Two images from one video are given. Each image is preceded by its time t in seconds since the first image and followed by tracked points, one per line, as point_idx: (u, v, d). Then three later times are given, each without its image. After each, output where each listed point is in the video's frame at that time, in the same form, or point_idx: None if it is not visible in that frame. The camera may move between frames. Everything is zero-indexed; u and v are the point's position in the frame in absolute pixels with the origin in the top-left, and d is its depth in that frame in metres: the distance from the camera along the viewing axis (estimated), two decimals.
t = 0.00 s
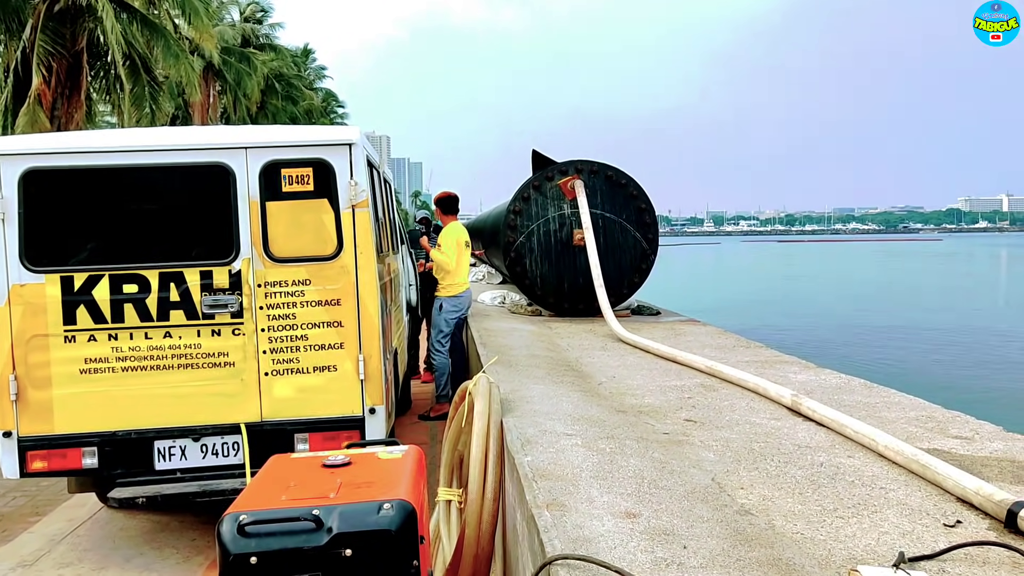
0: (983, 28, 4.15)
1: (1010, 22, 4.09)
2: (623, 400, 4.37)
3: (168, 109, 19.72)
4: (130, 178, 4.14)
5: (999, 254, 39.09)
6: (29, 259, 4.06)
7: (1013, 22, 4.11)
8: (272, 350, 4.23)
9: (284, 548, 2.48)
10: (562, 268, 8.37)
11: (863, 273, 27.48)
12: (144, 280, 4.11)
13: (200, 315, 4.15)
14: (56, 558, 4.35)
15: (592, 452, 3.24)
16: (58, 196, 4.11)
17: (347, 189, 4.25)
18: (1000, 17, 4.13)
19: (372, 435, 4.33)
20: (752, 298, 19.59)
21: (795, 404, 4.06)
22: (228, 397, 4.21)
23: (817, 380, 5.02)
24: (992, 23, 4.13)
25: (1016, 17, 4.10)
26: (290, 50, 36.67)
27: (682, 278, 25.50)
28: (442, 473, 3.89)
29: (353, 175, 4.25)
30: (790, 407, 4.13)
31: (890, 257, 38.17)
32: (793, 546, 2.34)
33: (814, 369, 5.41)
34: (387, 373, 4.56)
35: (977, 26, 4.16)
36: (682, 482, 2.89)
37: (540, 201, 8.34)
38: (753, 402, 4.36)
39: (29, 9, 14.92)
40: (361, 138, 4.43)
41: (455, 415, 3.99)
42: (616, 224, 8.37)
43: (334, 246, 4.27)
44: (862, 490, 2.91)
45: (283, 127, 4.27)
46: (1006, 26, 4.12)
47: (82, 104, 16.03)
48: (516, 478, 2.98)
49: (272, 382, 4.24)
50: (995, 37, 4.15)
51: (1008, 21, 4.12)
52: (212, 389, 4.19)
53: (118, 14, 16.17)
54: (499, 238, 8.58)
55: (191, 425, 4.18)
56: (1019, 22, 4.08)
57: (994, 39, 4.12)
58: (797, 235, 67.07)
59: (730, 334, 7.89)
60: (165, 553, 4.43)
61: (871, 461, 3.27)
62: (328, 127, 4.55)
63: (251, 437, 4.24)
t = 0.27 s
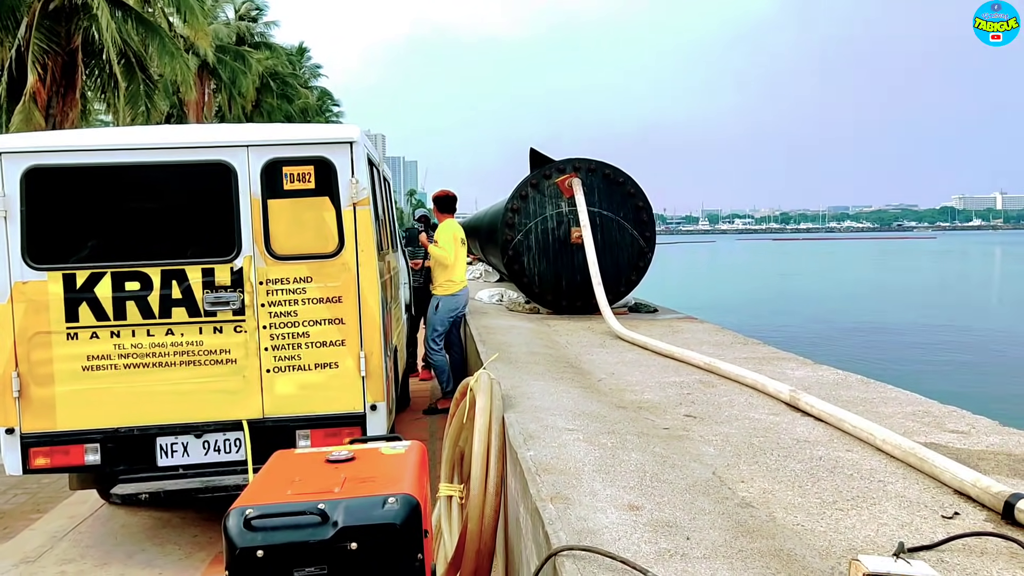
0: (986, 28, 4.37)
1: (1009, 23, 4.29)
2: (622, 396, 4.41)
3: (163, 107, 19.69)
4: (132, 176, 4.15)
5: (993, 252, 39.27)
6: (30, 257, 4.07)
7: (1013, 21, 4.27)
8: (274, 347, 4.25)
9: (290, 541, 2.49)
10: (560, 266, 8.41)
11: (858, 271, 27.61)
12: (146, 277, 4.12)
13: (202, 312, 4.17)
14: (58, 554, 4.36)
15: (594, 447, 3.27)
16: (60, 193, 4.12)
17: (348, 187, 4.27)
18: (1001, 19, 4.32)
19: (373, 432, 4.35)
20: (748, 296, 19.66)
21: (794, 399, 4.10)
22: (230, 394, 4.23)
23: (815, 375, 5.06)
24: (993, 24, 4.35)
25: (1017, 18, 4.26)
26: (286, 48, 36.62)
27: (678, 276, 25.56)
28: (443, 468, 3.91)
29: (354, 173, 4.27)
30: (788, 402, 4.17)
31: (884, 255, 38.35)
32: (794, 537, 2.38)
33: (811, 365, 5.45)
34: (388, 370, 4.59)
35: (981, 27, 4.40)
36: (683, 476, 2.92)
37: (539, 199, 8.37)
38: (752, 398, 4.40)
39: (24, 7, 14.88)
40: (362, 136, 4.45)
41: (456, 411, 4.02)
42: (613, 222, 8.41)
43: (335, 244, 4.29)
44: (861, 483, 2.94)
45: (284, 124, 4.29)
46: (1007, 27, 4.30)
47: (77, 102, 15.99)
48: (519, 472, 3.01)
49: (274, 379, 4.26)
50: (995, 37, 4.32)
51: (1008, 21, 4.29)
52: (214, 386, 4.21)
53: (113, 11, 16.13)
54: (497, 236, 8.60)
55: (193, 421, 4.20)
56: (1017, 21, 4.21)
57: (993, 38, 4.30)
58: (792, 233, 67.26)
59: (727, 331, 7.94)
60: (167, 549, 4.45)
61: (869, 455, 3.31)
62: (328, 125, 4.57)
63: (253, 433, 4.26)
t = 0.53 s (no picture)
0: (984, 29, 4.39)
1: (1009, 22, 4.30)
2: (621, 396, 4.43)
3: (159, 108, 19.68)
4: (131, 176, 4.16)
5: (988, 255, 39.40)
6: (30, 256, 4.08)
7: (1014, 20, 4.29)
8: (274, 347, 4.26)
9: (293, 538, 2.51)
10: (558, 267, 8.43)
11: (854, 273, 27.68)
12: (145, 276, 4.13)
13: (202, 311, 4.18)
14: (58, 553, 4.37)
15: (593, 446, 3.29)
16: (59, 193, 4.13)
17: (348, 187, 4.29)
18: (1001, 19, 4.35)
19: (373, 431, 4.37)
20: (744, 298, 19.70)
21: (792, 399, 4.13)
22: (230, 393, 4.24)
23: (812, 376, 5.09)
24: (993, 24, 4.37)
25: (1017, 17, 4.29)
26: (282, 49, 36.61)
27: (674, 278, 25.59)
28: (443, 467, 3.92)
29: (354, 173, 4.29)
30: (786, 402, 4.20)
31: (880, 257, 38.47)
32: (792, 533, 2.40)
33: (809, 366, 5.48)
34: (388, 370, 4.60)
35: (980, 27, 4.42)
36: (682, 473, 2.94)
37: (537, 201, 8.39)
38: (750, 398, 4.42)
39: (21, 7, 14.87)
40: (362, 136, 4.46)
41: (456, 410, 4.03)
42: (611, 224, 8.43)
43: (335, 243, 4.31)
44: (858, 481, 2.97)
45: (284, 124, 4.30)
46: (1007, 27, 4.33)
47: (73, 102, 15.98)
48: (519, 471, 3.03)
49: (274, 378, 4.27)
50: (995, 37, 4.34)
51: (1008, 20, 4.30)
52: (214, 385, 4.22)
53: (109, 11, 16.10)
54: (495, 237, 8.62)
55: (193, 421, 4.20)
56: (1019, 20, 4.22)
57: (994, 38, 4.31)
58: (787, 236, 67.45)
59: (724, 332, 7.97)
60: (167, 548, 4.45)
61: (866, 454, 3.34)
62: (328, 125, 4.59)
63: (253, 432, 4.27)
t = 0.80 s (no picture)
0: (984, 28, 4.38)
1: (1009, 22, 4.33)
2: (618, 401, 4.43)
3: (157, 111, 19.67)
4: (129, 178, 4.15)
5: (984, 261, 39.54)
6: (27, 258, 4.07)
7: (1014, 20, 4.32)
8: (271, 350, 4.26)
9: (289, 542, 2.50)
10: (555, 271, 8.44)
11: (850, 278, 27.75)
12: (143, 279, 4.12)
13: (199, 314, 4.18)
14: (53, 557, 4.35)
15: (591, 450, 3.29)
16: (57, 195, 4.12)
17: (346, 191, 4.29)
18: (1001, 19, 4.37)
19: (370, 435, 4.36)
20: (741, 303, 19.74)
21: (789, 404, 4.13)
22: (226, 397, 4.23)
23: (809, 381, 5.10)
24: (993, 24, 4.39)
25: (1017, 17, 4.32)
26: (280, 52, 36.64)
27: (671, 283, 25.62)
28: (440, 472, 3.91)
29: (352, 176, 4.29)
30: (783, 407, 4.20)
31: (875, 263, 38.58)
32: (790, 539, 2.40)
33: (805, 371, 5.49)
34: (385, 374, 4.60)
35: (980, 26, 4.45)
36: (680, 479, 2.95)
37: (534, 205, 8.40)
38: (747, 403, 4.43)
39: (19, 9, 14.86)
40: (361, 139, 4.46)
41: (454, 414, 4.03)
42: (608, 228, 8.45)
43: (333, 247, 4.30)
44: (855, 487, 2.97)
45: (283, 128, 4.30)
46: (1007, 26, 4.34)
47: (70, 104, 15.97)
48: (517, 475, 3.03)
49: (271, 382, 4.27)
50: (996, 37, 4.37)
51: (1008, 20, 4.33)
52: (210, 388, 4.21)
53: (107, 14, 16.09)
54: (492, 241, 8.63)
55: (189, 424, 4.20)
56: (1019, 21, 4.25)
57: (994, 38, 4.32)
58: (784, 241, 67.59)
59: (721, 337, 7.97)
60: (162, 552, 4.44)
61: (863, 459, 3.34)
62: (327, 128, 4.59)
63: (250, 436, 4.26)
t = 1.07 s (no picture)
0: (985, 28, 4.24)
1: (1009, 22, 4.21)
2: (615, 407, 4.42)
3: (156, 115, 19.67)
4: (126, 181, 4.14)
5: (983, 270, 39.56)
6: (23, 261, 4.06)
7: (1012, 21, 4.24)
8: (266, 355, 4.24)
9: (282, 548, 2.48)
10: (552, 277, 8.43)
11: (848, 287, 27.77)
12: (139, 283, 4.11)
13: (195, 318, 4.16)
14: (45, 561, 4.33)
15: (586, 457, 3.28)
16: (53, 198, 4.11)
17: (343, 196, 4.28)
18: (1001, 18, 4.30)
19: (365, 440, 4.34)
20: (738, 310, 19.73)
21: (785, 412, 4.12)
22: (221, 401, 4.21)
23: (806, 389, 5.08)
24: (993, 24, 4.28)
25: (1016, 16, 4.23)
26: (280, 57, 36.68)
27: (669, 290, 25.62)
28: (435, 478, 3.88)
29: (349, 181, 4.28)
30: (780, 415, 4.19)
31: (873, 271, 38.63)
32: (786, 548, 2.39)
33: (803, 379, 5.48)
34: (380, 379, 4.59)
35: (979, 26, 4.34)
36: (675, 486, 2.93)
37: (532, 211, 8.40)
38: (743, 410, 4.41)
39: (19, 13, 14.86)
40: (358, 144, 4.46)
41: (449, 420, 4.01)
42: (606, 235, 8.44)
43: (329, 251, 4.29)
44: (851, 495, 2.96)
45: (280, 132, 4.29)
46: (1007, 27, 4.25)
47: (69, 107, 15.97)
48: (511, 481, 3.02)
49: (266, 386, 4.25)
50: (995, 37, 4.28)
51: (1007, 21, 4.25)
52: (205, 393, 4.19)
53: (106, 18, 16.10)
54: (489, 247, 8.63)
55: (183, 428, 4.18)
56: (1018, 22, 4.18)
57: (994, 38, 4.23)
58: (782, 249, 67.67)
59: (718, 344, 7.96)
60: (155, 557, 4.41)
61: (859, 468, 3.33)
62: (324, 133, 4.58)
63: (244, 441, 4.24)
